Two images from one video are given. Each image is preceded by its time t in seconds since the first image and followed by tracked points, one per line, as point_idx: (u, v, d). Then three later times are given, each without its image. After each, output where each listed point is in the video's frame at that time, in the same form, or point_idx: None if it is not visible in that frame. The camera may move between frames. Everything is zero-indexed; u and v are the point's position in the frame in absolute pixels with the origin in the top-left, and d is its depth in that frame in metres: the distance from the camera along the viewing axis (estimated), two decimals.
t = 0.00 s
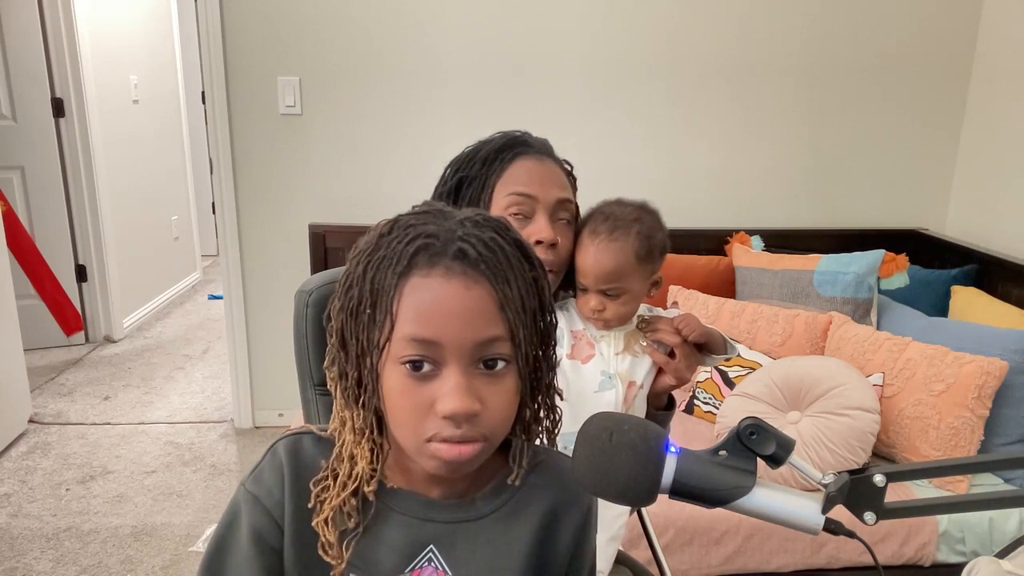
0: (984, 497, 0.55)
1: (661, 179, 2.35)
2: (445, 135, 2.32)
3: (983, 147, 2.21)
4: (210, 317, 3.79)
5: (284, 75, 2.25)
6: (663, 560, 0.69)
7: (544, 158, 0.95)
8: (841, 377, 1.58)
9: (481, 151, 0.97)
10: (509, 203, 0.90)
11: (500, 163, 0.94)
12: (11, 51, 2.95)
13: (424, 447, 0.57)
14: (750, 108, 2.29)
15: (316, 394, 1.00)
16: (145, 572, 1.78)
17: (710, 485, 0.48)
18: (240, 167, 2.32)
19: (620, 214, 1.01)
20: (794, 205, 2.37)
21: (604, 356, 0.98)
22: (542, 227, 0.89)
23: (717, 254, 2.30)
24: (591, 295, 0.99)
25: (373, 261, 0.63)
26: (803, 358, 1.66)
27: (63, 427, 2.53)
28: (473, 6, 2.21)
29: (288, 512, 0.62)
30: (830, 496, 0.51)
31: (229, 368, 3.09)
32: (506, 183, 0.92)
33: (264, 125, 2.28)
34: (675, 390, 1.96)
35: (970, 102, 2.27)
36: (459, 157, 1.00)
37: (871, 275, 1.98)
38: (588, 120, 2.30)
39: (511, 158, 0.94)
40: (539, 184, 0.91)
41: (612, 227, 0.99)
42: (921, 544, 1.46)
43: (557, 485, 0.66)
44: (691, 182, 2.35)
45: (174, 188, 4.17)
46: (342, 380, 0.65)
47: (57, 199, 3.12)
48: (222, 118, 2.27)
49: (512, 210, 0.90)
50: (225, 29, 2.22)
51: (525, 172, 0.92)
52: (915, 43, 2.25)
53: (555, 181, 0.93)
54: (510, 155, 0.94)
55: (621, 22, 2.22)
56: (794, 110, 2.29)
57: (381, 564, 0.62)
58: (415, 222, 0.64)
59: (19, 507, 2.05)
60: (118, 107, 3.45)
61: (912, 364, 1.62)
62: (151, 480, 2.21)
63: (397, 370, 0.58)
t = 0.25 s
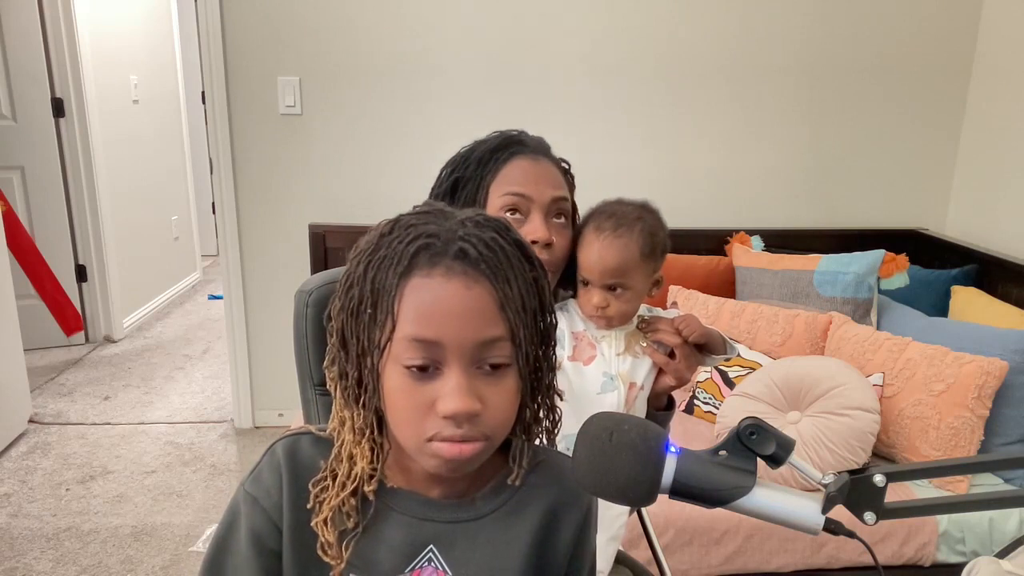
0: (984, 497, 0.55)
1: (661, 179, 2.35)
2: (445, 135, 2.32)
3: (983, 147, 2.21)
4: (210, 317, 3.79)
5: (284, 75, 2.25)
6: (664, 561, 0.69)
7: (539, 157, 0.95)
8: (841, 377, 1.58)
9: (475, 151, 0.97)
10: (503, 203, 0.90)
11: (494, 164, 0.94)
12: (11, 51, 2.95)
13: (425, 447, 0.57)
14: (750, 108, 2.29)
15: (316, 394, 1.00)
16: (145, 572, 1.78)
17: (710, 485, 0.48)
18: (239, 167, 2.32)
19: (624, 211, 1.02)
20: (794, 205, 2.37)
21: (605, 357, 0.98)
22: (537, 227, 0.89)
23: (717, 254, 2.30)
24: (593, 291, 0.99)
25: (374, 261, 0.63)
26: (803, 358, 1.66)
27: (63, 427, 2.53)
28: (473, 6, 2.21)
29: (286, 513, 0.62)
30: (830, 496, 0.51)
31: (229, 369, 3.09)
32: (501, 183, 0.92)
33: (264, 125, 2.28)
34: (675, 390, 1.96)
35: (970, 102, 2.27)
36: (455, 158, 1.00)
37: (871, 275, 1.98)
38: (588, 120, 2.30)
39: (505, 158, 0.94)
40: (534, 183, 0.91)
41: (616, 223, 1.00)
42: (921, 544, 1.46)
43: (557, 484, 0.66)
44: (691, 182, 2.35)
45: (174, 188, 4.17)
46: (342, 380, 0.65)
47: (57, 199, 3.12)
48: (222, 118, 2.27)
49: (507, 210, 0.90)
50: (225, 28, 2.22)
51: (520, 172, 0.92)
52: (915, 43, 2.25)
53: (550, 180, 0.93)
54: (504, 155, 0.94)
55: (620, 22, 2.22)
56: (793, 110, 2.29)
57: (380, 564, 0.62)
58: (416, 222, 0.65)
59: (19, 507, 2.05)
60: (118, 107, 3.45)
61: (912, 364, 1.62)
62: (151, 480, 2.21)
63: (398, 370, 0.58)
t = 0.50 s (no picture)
0: (984, 497, 0.55)
1: (661, 179, 2.35)
2: (445, 135, 2.32)
3: (983, 148, 2.21)
4: (210, 317, 3.79)
5: (284, 75, 2.25)
6: (664, 561, 0.69)
7: (536, 158, 0.95)
8: (841, 377, 1.58)
9: (474, 153, 0.97)
10: (501, 205, 0.90)
11: (491, 166, 0.94)
12: (11, 51, 2.95)
13: (428, 449, 0.57)
14: (750, 108, 2.29)
15: (316, 395, 1.00)
16: (145, 572, 1.78)
17: (710, 485, 0.48)
18: (239, 167, 2.32)
19: (630, 210, 1.03)
20: (794, 205, 2.37)
21: (602, 356, 0.97)
22: (535, 230, 0.89)
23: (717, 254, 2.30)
24: (593, 283, 0.99)
25: (365, 267, 0.63)
26: (803, 358, 1.66)
27: (63, 427, 2.53)
28: (473, 6, 2.21)
29: (287, 515, 0.62)
30: (830, 496, 0.51)
31: (229, 369, 3.09)
32: (499, 185, 0.92)
33: (264, 125, 2.28)
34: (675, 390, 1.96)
35: (970, 102, 2.27)
36: (453, 158, 1.00)
37: (871, 275, 1.98)
38: (588, 120, 2.30)
39: (503, 160, 0.94)
40: (532, 186, 0.91)
41: (622, 217, 1.01)
42: (921, 544, 1.46)
43: (557, 484, 0.66)
44: (691, 182, 2.35)
45: (174, 188, 4.17)
46: (339, 386, 0.64)
47: (57, 199, 3.12)
48: (222, 118, 2.27)
49: (506, 212, 0.90)
50: (225, 28, 2.22)
51: (517, 173, 0.92)
52: (915, 43, 2.25)
53: (547, 181, 0.92)
54: (503, 156, 0.94)
55: (621, 22, 2.22)
56: (794, 110, 2.29)
57: (381, 564, 0.62)
58: (405, 225, 0.64)
59: (19, 507, 2.05)
60: (118, 107, 3.45)
61: (912, 364, 1.62)
62: (151, 480, 2.21)
63: (396, 375, 0.58)
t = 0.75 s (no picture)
0: (984, 497, 0.55)
1: (661, 179, 2.35)
2: (445, 135, 2.32)
3: (983, 148, 2.21)
4: (210, 317, 3.79)
5: (284, 75, 2.25)
6: (663, 561, 0.69)
7: (538, 159, 0.95)
8: (841, 377, 1.58)
9: (475, 153, 0.97)
10: (503, 206, 0.91)
11: (493, 167, 0.94)
12: (11, 51, 2.95)
13: (420, 454, 0.57)
14: (750, 108, 2.29)
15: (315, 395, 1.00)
16: (145, 572, 1.78)
17: (710, 485, 0.48)
18: (239, 167, 2.32)
19: (630, 207, 1.03)
20: (794, 205, 2.37)
21: (602, 355, 0.97)
22: (538, 231, 0.89)
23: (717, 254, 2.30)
24: (593, 279, 1.00)
25: (344, 275, 0.62)
26: (803, 358, 1.66)
27: (63, 427, 2.53)
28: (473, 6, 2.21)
29: (283, 516, 0.62)
30: (830, 496, 0.51)
31: (229, 368, 3.09)
32: (501, 185, 0.92)
33: (264, 125, 2.28)
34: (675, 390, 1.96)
35: (970, 102, 2.27)
36: (455, 159, 1.00)
37: (871, 275, 1.98)
38: (588, 120, 2.30)
39: (504, 161, 0.94)
40: (534, 187, 0.91)
41: (623, 214, 1.02)
42: (921, 544, 1.46)
43: (555, 483, 0.66)
44: (691, 182, 2.35)
45: (174, 188, 4.17)
46: (326, 394, 0.64)
47: (57, 199, 3.12)
48: (222, 118, 2.27)
49: (507, 212, 0.90)
50: (225, 28, 2.22)
51: (519, 174, 0.92)
52: (915, 43, 2.25)
53: (549, 182, 0.92)
54: (504, 156, 0.94)
55: (621, 22, 2.22)
56: (793, 110, 2.29)
57: (379, 564, 0.62)
58: (381, 229, 0.64)
59: (19, 507, 2.05)
60: (118, 107, 3.45)
61: (912, 364, 1.62)
62: (151, 480, 2.21)
63: (383, 382, 0.58)
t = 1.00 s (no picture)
0: (984, 497, 0.55)
1: (661, 179, 2.35)
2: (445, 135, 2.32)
3: (984, 147, 2.21)
4: (210, 317, 3.79)
5: (284, 75, 2.25)
6: (663, 561, 0.69)
7: (539, 160, 0.94)
8: (841, 377, 1.58)
9: (476, 153, 0.97)
10: (504, 206, 0.91)
11: (494, 167, 0.94)
12: (11, 51, 2.95)
13: (411, 455, 0.57)
14: (750, 108, 2.29)
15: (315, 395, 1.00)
16: (145, 572, 1.78)
17: (710, 485, 0.48)
18: (240, 167, 2.32)
19: (627, 205, 1.04)
20: (794, 205, 2.37)
21: (600, 354, 0.97)
22: (537, 231, 0.89)
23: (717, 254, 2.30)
24: (590, 276, 1.00)
25: (335, 275, 0.62)
26: (803, 358, 1.66)
27: (63, 427, 2.53)
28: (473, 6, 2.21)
29: (277, 518, 0.62)
30: (830, 496, 0.51)
31: (229, 368, 3.09)
32: (502, 185, 0.92)
33: (264, 125, 2.28)
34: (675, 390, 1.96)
35: (970, 102, 2.27)
36: (456, 158, 1.00)
37: (871, 275, 1.98)
38: (588, 120, 2.30)
39: (505, 162, 0.94)
40: (534, 187, 0.91)
41: (620, 212, 1.02)
42: (921, 544, 1.46)
43: (549, 483, 0.66)
44: (691, 182, 2.35)
45: (174, 188, 4.17)
46: (319, 395, 0.64)
47: (57, 199, 3.12)
48: (222, 119, 2.27)
49: (507, 211, 0.90)
50: (225, 28, 2.22)
51: (520, 174, 0.92)
52: (915, 43, 2.25)
53: (550, 183, 0.92)
54: (505, 157, 0.94)
55: (620, 22, 2.22)
56: (793, 110, 2.29)
57: (373, 565, 0.62)
58: (372, 229, 0.64)
59: (19, 507, 2.05)
60: (118, 107, 3.45)
61: (912, 364, 1.62)
62: (151, 480, 2.21)
63: (374, 383, 0.58)
